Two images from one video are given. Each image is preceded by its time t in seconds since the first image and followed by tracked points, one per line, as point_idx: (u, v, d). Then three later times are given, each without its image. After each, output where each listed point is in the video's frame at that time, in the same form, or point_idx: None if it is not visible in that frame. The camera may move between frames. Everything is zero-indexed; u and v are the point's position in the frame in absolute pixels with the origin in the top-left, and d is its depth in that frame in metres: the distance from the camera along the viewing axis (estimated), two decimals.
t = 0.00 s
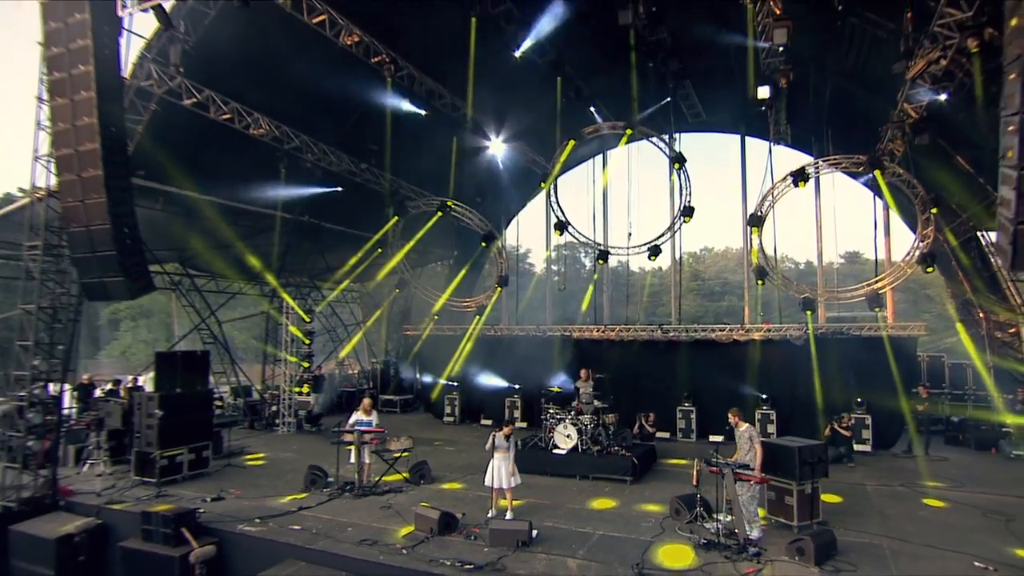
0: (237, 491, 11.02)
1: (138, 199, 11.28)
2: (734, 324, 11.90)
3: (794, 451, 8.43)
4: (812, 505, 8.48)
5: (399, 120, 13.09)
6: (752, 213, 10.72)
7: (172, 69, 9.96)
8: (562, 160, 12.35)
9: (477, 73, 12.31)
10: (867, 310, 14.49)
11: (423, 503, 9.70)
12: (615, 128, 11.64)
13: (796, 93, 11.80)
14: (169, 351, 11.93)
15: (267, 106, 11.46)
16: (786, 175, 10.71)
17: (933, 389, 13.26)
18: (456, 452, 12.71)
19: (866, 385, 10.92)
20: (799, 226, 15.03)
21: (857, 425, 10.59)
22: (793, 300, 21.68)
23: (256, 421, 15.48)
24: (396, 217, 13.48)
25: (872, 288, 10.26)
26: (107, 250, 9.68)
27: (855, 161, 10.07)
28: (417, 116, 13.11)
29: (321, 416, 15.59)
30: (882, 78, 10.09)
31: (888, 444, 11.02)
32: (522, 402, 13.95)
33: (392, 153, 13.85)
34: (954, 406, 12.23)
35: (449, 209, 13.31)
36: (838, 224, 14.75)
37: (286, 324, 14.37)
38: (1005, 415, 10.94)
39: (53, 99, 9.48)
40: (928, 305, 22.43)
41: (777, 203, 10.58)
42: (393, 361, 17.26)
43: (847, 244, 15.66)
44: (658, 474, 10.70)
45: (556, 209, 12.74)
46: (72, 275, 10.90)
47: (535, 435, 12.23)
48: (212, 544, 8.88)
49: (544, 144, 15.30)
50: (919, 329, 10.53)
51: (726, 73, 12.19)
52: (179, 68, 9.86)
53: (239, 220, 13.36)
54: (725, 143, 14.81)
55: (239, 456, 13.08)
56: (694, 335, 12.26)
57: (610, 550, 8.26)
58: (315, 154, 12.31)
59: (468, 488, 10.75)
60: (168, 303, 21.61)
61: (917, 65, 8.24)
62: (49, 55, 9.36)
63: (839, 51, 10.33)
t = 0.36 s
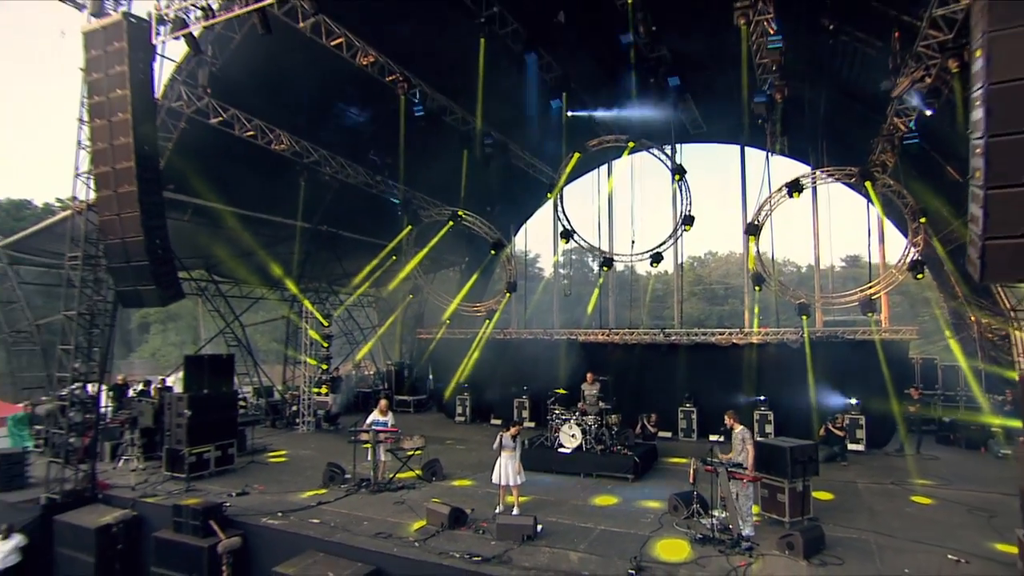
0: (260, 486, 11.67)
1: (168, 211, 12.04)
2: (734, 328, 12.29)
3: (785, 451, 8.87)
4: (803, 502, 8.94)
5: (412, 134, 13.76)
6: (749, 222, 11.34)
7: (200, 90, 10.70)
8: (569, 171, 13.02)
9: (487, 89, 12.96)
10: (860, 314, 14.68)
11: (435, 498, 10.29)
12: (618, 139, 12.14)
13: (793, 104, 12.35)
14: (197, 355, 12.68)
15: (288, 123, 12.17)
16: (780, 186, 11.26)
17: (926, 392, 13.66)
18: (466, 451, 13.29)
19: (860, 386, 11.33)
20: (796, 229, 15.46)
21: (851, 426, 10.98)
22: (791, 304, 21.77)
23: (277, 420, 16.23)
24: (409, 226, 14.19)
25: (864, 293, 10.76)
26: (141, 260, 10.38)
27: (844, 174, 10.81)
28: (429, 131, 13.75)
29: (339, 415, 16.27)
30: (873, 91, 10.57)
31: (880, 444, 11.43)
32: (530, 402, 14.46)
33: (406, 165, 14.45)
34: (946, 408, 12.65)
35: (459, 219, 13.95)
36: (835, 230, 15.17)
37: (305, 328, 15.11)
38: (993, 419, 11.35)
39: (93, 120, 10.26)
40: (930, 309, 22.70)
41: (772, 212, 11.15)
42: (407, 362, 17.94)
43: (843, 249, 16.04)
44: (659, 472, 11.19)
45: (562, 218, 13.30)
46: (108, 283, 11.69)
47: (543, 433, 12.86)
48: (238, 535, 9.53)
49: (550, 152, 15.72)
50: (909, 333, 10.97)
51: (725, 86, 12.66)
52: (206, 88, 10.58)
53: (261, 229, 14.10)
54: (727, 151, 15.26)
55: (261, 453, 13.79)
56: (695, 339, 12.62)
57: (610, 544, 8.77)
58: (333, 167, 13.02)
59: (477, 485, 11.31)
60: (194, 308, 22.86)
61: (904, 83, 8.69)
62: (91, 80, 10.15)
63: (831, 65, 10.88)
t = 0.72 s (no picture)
0: (283, 480, 12.35)
1: (197, 221, 12.84)
2: (734, 330, 12.80)
3: (779, 449, 9.34)
4: (796, 498, 9.41)
5: (426, 146, 14.49)
6: (748, 230, 12.04)
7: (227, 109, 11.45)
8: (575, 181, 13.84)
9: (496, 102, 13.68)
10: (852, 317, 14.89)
11: (446, 493, 10.90)
12: (622, 151, 13.07)
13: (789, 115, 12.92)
14: (223, 356, 13.45)
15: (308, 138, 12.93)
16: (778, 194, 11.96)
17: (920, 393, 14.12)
18: (477, 448, 13.91)
19: (855, 388, 11.82)
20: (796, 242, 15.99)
21: (846, 425, 11.56)
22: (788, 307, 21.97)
23: (298, 418, 17.03)
24: (423, 233, 14.91)
25: (858, 297, 11.21)
26: (173, 269, 11.10)
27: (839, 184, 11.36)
28: (442, 142, 14.41)
29: (356, 413, 16.99)
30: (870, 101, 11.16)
31: (873, 443, 11.90)
32: (538, 402, 15.07)
33: (420, 174, 15.16)
34: (939, 409, 13.11)
35: (470, 226, 14.64)
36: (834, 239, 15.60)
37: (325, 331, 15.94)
38: (974, 416, 11.88)
39: (129, 139, 11.06)
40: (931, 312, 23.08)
41: (769, 221, 11.89)
42: (421, 363, 18.69)
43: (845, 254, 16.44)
44: (661, 469, 11.71)
45: (569, 225, 14.17)
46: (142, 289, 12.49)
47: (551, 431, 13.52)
48: (264, 525, 10.22)
49: (557, 160, 16.34)
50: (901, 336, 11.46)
51: (726, 97, 13.15)
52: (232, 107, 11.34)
53: (282, 237, 14.85)
54: (730, 160, 15.78)
55: (283, 450, 14.52)
56: (697, 340, 13.17)
57: (612, 537, 9.29)
58: (350, 178, 13.78)
59: (487, 481, 11.89)
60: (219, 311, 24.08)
61: (892, 98, 9.16)
62: (129, 102, 10.99)
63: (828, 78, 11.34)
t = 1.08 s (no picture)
0: (304, 475, 13.01)
1: (223, 228, 13.68)
2: (735, 331, 13.36)
3: (774, 448, 9.81)
4: (790, 494, 9.88)
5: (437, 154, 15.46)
6: (748, 236, 12.79)
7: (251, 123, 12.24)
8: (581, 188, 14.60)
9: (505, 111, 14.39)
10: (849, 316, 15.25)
11: (457, 487, 11.51)
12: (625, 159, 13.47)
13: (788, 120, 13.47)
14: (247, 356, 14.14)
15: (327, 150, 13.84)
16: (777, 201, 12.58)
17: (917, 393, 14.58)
18: (488, 444, 14.55)
19: (851, 388, 12.23)
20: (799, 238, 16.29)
21: (844, 423, 11.98)
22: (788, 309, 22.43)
23: (318, 415, 17.84)
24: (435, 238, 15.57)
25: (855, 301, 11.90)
26: (201, 275, 11.81)
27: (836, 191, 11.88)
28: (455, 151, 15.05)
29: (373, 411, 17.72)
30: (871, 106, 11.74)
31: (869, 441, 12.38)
32: (547, 401, 15.65)
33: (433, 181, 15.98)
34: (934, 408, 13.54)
35: (481, 232, 15.35)
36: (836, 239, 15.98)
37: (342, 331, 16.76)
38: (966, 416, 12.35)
39: (162, 153, 11.84)
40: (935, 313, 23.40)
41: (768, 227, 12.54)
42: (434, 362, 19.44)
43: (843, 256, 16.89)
44: (663, 466, 12.25)
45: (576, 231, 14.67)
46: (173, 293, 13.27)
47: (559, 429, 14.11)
48: (287, 516, 10.89)
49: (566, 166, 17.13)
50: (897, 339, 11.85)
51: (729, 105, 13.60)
52: (256, 121, 12.12)
53: (303, 242, 15.63)
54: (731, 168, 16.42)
55: (304, 445, 15.24)
56: (699, 341, 13.79)
57: (614, 530, 9.81)
58: (366, 186, 14.75)
59: (496, 476, 12.50)
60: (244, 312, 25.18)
61: (883, 110, 9.60)
62: (162, 118, 11.77)
63: (823, 87, 11.95)
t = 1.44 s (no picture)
0: (327, 468, 13.74)
1: (251, 236, 14.73)
2: (739, 332, 14.24)
3: (772, 444, 10.30)
4: (787, 489, 10.38)
5: (451, 166, 16.66)
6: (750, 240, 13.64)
7: (276, 137, 13.24)
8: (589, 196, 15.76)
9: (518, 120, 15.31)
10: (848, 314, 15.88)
11: (470, 480, 12.16)
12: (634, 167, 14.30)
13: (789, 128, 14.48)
14: (273, 355, 14.91)
15: (350, 163, 14.98)
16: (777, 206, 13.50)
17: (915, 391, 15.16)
18: (501, 440, 15.28)
19: (852, 387, 13.08)
20: (801, 240, 16.82)
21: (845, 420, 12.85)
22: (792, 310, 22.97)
23: (339, 411, 18.73)
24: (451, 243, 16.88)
25: (855, 303, 12.58)
26: (230, 280, 12.59)
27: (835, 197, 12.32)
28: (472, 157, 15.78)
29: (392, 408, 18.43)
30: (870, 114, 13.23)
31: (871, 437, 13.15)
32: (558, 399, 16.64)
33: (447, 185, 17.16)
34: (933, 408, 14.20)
35: (495, 237, 16.62)
36: (839, 243, 16.47)
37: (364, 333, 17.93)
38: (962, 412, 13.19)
39: (195, 166, 12.69)
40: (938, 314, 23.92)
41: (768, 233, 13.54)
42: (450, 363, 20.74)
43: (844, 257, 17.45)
44: (668, 463, 12.91)
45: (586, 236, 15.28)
46: (204, 297, 14.23)
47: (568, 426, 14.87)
48: (311, 506, 11.58)
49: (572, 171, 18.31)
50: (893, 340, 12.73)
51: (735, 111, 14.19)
52: (282, 136, 13.14)
53: (326, 248, 16.65)
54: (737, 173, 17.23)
55: (326, 440, 16.04)
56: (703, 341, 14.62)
57: (619, 523, 10.29)
58: (385, 195, 16.16)
59: (508, 470, 13.16)
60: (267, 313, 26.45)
61: (878, 120, 10.07)
62: (194, 133, 12.62)
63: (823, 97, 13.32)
